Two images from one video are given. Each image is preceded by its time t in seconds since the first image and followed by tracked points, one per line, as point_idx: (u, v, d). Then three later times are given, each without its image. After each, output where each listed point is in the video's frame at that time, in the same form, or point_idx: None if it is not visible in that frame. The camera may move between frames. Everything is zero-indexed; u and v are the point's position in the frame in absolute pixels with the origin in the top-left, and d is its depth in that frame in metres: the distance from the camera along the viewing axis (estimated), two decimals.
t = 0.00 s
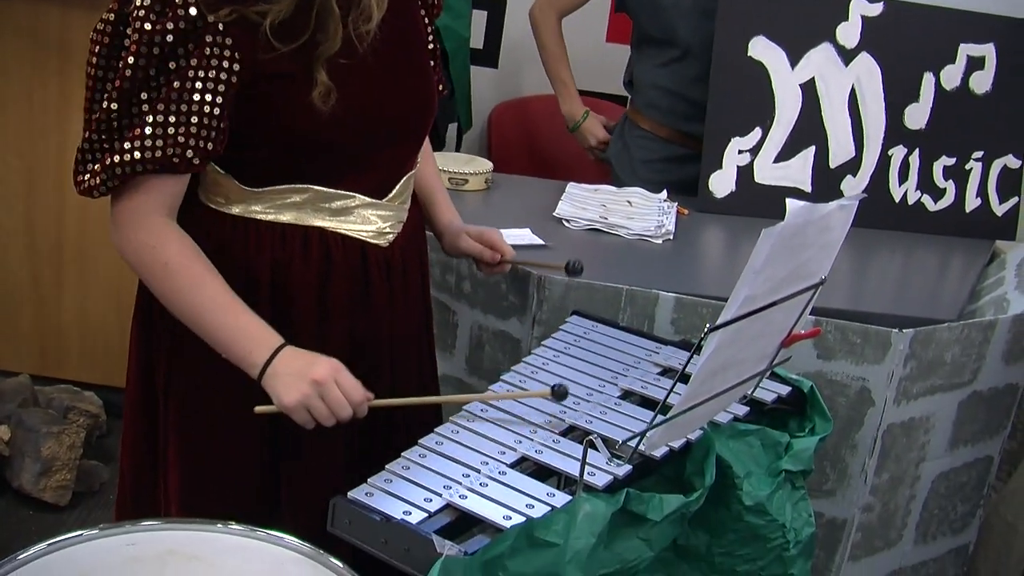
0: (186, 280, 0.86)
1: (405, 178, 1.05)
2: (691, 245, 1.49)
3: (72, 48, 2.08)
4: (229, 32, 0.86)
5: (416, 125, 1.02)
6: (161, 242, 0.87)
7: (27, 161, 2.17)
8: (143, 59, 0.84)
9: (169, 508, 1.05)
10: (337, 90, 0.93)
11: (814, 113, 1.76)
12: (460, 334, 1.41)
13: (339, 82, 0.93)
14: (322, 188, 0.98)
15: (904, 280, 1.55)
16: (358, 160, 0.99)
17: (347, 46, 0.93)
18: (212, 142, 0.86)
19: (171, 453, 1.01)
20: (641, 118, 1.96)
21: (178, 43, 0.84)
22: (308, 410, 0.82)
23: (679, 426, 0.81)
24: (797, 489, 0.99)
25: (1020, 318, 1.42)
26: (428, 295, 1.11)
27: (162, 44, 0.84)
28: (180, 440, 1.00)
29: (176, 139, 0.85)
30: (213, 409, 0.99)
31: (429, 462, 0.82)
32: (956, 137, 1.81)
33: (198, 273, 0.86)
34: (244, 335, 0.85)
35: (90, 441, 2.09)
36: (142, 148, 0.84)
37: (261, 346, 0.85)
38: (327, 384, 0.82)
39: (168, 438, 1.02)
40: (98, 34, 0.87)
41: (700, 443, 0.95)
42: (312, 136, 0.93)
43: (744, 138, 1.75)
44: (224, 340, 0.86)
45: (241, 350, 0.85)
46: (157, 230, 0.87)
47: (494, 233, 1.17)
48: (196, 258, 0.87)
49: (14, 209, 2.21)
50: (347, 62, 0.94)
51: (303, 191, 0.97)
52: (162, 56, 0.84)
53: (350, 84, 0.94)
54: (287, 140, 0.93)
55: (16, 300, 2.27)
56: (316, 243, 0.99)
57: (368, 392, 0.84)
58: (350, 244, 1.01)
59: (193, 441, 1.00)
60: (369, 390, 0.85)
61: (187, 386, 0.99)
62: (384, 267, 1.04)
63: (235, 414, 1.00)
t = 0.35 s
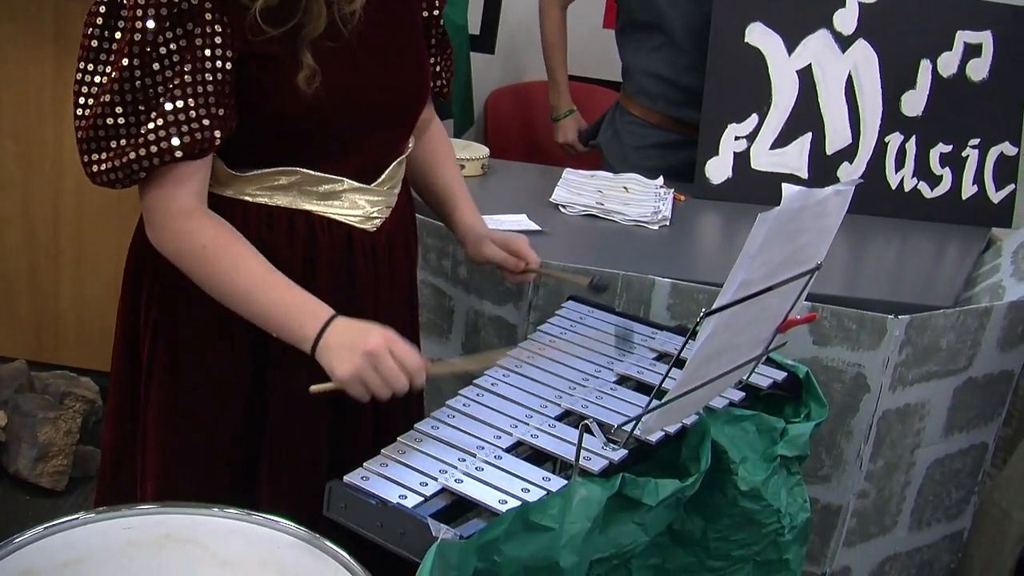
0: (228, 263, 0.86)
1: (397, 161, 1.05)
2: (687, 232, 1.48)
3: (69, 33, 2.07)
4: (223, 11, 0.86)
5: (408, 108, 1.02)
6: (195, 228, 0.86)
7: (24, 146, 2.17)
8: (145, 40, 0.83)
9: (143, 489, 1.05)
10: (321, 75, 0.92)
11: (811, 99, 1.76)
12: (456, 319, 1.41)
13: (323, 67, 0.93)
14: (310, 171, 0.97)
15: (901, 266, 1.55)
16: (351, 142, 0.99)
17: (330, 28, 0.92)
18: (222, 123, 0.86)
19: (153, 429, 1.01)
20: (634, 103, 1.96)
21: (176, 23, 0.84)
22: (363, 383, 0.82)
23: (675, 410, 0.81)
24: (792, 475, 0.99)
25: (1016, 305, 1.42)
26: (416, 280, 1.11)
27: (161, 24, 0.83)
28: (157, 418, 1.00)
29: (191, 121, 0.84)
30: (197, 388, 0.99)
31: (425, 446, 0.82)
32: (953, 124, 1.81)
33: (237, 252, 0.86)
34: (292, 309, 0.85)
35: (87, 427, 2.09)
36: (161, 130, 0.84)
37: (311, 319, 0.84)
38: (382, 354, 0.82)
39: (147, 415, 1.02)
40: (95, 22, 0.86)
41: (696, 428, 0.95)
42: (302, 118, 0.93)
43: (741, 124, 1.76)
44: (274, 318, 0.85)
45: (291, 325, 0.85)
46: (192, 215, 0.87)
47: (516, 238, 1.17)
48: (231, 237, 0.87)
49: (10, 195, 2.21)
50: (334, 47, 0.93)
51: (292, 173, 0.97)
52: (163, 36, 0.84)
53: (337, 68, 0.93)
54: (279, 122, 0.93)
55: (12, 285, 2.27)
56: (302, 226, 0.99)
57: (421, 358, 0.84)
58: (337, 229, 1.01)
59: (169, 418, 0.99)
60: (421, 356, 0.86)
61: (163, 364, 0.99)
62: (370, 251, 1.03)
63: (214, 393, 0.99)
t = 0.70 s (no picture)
0: (182, 266, 0.87)
1: (390, 177, 1.06)
2: (680, 241, 1.49)
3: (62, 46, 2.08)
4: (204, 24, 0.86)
5: (399, 120, 1.02)
6: (151, 233, 0.88)
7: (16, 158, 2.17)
8: (120, 52, 0.85)
9: (140, 500, 1.04)
10: (307, 89, 0.92)
11: (803, 109, 1.77)
12: (451, 328, 1.41)
13: (308, 80, 0.93)
14: (302, 184, 0.98)
15: (894, 275, 1.55)
16: (341, 152, 0.99)
17: (316, 40, 0.93)
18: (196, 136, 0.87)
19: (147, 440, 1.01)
20: (626, 113, 1.96)
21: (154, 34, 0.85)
22: (308, 362, 0.83)
23: (669, 420, 0.81)
24: (787, 484, 1.00)
25: (1009, 312, 1.43)
26: (409, 291, 1.11)
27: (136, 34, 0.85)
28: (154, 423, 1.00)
29: (160, 132, 0.86)
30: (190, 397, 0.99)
31: (420, 456, 0.82)
32: (945, 134, 1.82)
33: (197, 253, 0.88)
34: (243, 304, 0.86)
35: (81, 439, 2.08)
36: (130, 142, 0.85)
37: (259, 312, 0.85)
38: (314, 330, 0.83)
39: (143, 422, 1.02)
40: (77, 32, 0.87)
41: (690, 438, 0.95)
42: (290, 128, 0.93)
43: (735, 133, 1.75)
44: (225, 315, 0.86)
45: (242, 323, 0.86)
46: (150, 220, 0.88)
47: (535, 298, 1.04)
48: (193, 241, 0.89)
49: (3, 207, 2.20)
50: (320, 61, 0.94)
51: (281, 187, 0.97)
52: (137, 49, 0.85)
53: (322, 80, 0.94)
54: (269, 133, 0.93)
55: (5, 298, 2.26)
56: (294, 237, 0.99)
57: (355, 317, 0.84)
58: (330, 242, 1.01)
59: (164, 425, 0.99)
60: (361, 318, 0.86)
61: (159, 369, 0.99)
62: (363, 265, 1.03)
63: (209, 397, 1.00)
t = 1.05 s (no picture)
0: (157, 275, 0.88)
1: (381, 192, 1.06)
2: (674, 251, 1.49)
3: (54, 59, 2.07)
4: (189, 43, 0.86)
5: (386, 136, 1.02)
6: (131, 243, 0.89)
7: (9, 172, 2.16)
8: (108, 71, 0.85)
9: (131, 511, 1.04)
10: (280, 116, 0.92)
11: (797, 117, 1.77)
12: (445, 339, 1.41)
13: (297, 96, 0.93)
14: (289, 199, 0.98)
15: (888, 283, 1.56)
16: (329, 166, 0.99)
17: (295, 65, 0.92)
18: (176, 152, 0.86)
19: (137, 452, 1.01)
20: (619, 123, 1.96)
21: (142, 52, 0.85)
22: (275, 382, 0.84)
23: (663, 430, 0.81)
24: (781, 493, 1.00)
25: (1003, 319, 1.43)
26: (401, 301, 1.12)
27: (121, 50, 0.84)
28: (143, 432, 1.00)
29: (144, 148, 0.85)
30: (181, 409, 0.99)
31: (413, 468, 0.82)
32: (937, 142, 1.83)
33: (166, 263, 0.89)
34: (215, 316, 0.87)
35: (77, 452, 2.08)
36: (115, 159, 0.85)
37: (230, 324, 0.87)
38: (283, 351, 0.84)
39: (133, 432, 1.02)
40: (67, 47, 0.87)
41: (684, 447, 0.95)
42: (269, 145, 0.93)
43: (728, 143, 1.75)
44: (198, 325, 0.87)
45: (211, 332, 0.87)
46: (126, 229, 0.89)
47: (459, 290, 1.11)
48: (163, 246, 0.90)
49: None
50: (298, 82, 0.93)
51: (268, 202, 0.97)
52: (125, 68, 0.85)
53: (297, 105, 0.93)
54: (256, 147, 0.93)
55: None
56: (279, 251, 0.99)
57: (325, 342, 0.86)
58: (317, 257, 1.01)
59: (154, 436, 0.99)
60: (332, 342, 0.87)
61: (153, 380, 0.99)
62: (348, 280, 1.03)
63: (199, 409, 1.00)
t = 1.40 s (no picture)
0: (126, 293, 0.87)
1: (374, 206, 1.06)
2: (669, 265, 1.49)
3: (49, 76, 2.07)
4: (177, 60, 0.87)
5: (382, 151, 1.02)
6: (101, 258, 0.88)
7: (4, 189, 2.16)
8: (92, 88, 0.85)
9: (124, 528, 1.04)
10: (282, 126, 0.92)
11: (791, 130, 1.77)
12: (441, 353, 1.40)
13: (288, 113, 0.93)
14: (282, 214, 0.98)
15: (884, 295, 1.56)
16: (324, 182, 0.99)
17: (289, 84, 0.92)
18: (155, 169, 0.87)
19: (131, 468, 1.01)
20: (615, 136, 1.96)
21: (128, 69, 0.86)
22: (227, 420, 0.83)
23: (658, 445, 0.81)
24: (777, 507, 1.00)
25: (999, 332, 1.43)
26: (395, 316, 1.11)
27: (108, 68, 0.85)
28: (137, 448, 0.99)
29: (125, 162, 0.86)
30: (174, 425, 0.99)
31: (408, 484, 0.82)
32: (932, 154, 1.83)
33: (138, 289, 0.88)
34: (181, 341, 0.87)
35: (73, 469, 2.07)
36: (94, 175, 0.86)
37: (194, 353, 0.86)
38: (247, 395, 0.83)
39: (127, 448, 1.01)
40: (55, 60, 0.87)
41: (679, 461, 0.95)
42: (272, 161, 0.94)
43: (723, 157, 1.75)
44: (164, 352, 0.87)
45: (178, 356, 0.87)
46: (100, 245, 0.88)
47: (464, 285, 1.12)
48: (139, 271, 0.89)
49: None
50: (291, 99, 0.93)
51: (262, 217, 0.97)
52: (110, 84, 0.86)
53: (292, 121, 0.93)
54: (254, 163, 0.93)
55: None
56: (274, 267, 0.99)
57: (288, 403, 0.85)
58: (310, 273, 1.01)
59: (148, 453, 0.99)
60: (292, 401, 0.86)
61: (147, 395, 0.99)
62: (343, 296, 1.03)
63: (193, 425, 0.99)
